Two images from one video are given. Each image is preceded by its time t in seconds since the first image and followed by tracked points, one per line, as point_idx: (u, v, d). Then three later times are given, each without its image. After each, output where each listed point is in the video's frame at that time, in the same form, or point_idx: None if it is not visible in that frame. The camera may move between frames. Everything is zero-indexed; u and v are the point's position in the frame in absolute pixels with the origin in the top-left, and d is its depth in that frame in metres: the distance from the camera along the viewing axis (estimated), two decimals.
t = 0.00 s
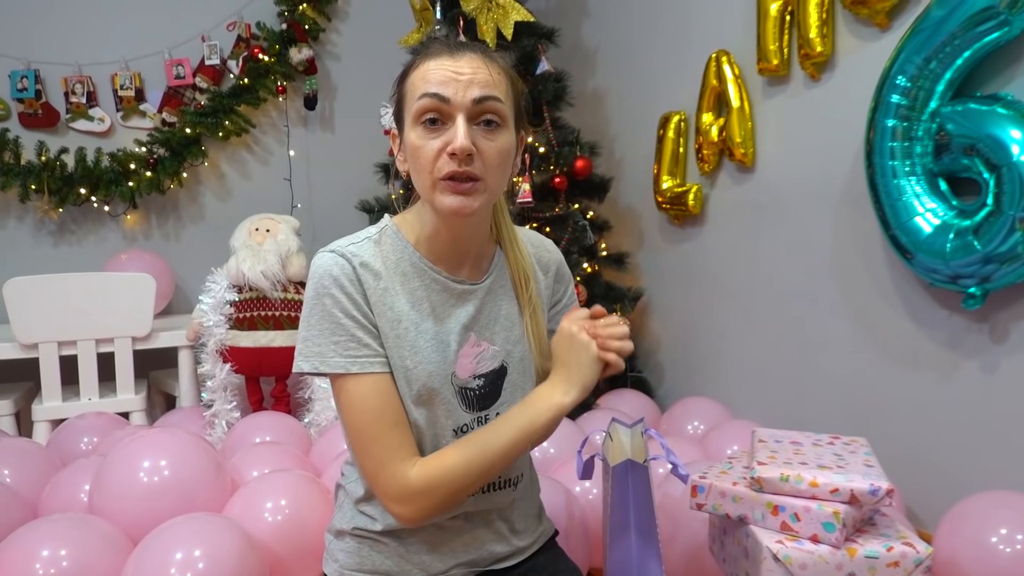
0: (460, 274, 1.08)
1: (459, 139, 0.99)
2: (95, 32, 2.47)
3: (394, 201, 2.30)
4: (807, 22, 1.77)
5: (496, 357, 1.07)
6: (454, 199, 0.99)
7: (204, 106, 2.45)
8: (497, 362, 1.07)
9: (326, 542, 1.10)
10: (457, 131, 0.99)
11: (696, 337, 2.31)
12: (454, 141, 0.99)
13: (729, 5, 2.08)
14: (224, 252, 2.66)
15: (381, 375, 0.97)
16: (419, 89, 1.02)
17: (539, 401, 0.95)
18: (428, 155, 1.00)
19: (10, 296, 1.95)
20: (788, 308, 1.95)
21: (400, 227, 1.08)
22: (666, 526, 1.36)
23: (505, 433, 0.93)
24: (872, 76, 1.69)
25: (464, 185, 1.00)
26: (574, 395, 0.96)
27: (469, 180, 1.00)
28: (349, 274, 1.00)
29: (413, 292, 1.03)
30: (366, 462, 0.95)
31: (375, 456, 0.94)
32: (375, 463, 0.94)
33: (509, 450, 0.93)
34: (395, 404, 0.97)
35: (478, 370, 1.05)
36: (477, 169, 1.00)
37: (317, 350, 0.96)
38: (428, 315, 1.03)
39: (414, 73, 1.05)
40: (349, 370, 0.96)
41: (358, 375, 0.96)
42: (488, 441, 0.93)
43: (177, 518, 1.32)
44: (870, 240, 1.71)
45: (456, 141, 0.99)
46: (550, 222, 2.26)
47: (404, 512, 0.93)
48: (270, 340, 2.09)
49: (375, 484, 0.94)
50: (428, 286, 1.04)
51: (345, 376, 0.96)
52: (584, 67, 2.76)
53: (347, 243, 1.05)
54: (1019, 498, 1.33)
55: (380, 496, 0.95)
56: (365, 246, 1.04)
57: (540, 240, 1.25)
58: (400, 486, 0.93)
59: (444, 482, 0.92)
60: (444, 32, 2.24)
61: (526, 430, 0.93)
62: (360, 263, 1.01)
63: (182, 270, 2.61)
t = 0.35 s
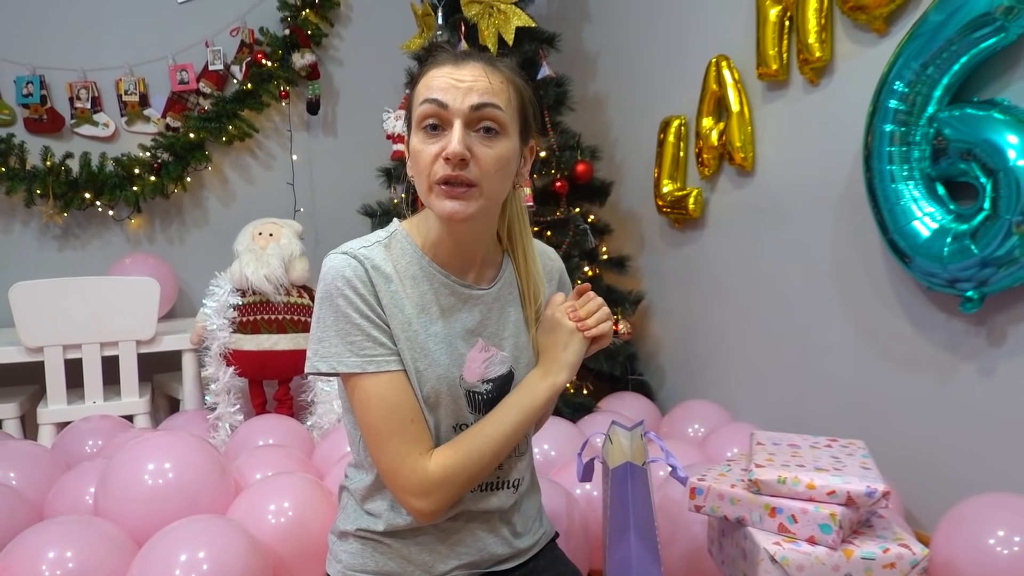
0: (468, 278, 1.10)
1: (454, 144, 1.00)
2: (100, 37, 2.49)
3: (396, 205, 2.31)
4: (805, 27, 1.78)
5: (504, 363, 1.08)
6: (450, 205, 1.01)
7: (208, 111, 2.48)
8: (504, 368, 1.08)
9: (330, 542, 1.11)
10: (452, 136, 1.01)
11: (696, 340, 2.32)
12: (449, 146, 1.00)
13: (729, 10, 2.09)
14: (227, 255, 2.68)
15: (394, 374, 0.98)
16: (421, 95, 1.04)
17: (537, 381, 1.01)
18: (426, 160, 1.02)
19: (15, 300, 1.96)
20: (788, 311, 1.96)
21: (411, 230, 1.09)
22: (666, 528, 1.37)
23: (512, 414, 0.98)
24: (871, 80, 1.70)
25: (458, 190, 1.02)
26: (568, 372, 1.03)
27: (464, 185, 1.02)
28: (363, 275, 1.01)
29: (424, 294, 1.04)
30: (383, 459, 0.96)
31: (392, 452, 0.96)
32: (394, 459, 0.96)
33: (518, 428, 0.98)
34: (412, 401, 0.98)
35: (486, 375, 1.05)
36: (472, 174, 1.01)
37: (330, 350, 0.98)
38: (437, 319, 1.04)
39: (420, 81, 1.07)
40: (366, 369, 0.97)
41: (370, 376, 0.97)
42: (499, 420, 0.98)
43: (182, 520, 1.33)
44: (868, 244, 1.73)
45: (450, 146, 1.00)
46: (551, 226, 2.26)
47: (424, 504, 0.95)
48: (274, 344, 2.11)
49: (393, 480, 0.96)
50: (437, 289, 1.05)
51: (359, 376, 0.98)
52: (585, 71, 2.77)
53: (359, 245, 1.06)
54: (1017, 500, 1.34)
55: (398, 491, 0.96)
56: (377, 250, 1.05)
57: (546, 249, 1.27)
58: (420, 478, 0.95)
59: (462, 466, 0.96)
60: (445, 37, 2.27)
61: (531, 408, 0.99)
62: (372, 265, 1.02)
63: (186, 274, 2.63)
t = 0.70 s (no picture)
0: (456, 266, 1.11)
1: (426, 137, 1.03)
2: (92, 36, 2.50)
3: (389, 203, 2.33)
4: (791, 27, 1.81)
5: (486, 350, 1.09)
6: (433, 194, 1.04)
7: (201, 110, 2.49)
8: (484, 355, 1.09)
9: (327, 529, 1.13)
10: (425, 130, 1.04)
11: (686, 336, 2.34)
12: (422, 140, 1.03)
13: (718, 10, 2.12)
14: (220, 253, 2.69)
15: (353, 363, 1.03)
16: (395, 97, 1.08)
17: (457, 385, 0.97)
18: (405, 156, 1.05)
19: (8, 298, 1.97)
20: (775, 307, 1.99)
21: (402, 223, 1.12)
22: (653, 519, 1.39)
23: (425, 417, 0.97)
24: (856, 79, 1.73)
25: (441, 180, 1.05)
26: (492, 374, 0.96)
27: (442, 174, 1.04)
28: (344, 259, 1.05)
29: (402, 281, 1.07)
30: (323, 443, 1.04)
31: (327, 437, 1.03)
32: (328, 442, 1.02)
33: (427, 434, 0.97)
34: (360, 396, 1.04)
35: (463, 362, 1.06)
36: (447, 163, 1.04)
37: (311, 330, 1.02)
38: (417, 305, 1.06)
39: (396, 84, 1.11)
40: (334, 352, 1.02)
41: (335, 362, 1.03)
42: (408, 424, 0.98)
43: (176, 513, 1.35)
44: (854, 241, 1.75)
45: (424, 140, 1.03)
46: (543, 223, 2.29)
47: (343, 490, 1.02)
48: (267, 340, 2.13)
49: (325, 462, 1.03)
50: (420, 275, 1.08)
51: (326, 359, 1.02)
52: (577, 70, 2.79)
53: (351, 233, 1.10)
54: (997, 491, 1.37)
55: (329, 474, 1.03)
56: (366, 236, 1.09)
57: (542, 246, 1.28)
58: (337, 465, 1.01)
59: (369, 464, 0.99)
60: (437, 37, 2.26)
61: (444, 415, 0.97)
62: (356, 251, 1.07)
63: (179, 271, 2.64)
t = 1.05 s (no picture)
0: (457, 262, 1.14)
1: (434, 151, 1.05)
2: (91, 36, 2.52)
3: (387, 202, 2.35)
4: (784, 29, 1.83)
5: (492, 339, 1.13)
6: (437, 205, 1.07)
7: (200, 109, 2.51)
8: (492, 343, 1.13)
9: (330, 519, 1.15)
10: (433, 142, 1.06)
11: (681, 334, 2.37)
12: (430, 153, 1.05)
13: (712, 12, 2.14)
14: (219, 252, 2.71)
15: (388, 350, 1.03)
16: (402, 106, 1.09)
17: (496, 344, 1.02)
18: (410, 166, 1.08)
19: (11, 296, 2.00)
20: (768, 306, 2.01)
21: (400, 224, 1.14)
22: (648, 514, 1.42)
23: (475, 379, 1.00)
24: (847, 81, 1.75)
25: (443, 190, 1.07)
26: (524, 328, 1.03)
27: (448, 186, 1.07)
28: (357, 260, 1.06)
29: (413, 276, 1.09)
30: (376, 431, 1.01)
31: (381, 425, 1.01)
32: (383, 430, 1.01)
33: (484, 391, 1.00)
34: (402, 376, 1.03)
35: (475, 350, 1.10)
36: (453, 176, 1.07)
37: (328, 329, 1.02)
38: (429, 297, 1.09)
39: (400, 92, 1.12)
40: (361, 347, 1.02)
41: (368, 353, 1.02)
42: (464, 388, 0.99)
43: (177, 509, 1.37)
44: (845, 240, 1.78)
45: (431, 153, 1.05)
46: (538, 223, 2.33)
47: (410, 471, 1.00)
48: (266, 338, 2.15)
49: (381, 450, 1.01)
50: (427, 271, 1.10)
51: (356, 353, 1.02)
52: (573, 70, 2.82)
53: (352, 236, 1.11)
54: (984, 486, 1.39)
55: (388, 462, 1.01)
56: (371, 239, 1.10)
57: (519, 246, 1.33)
58: (401, 447, 0.99)
59: (436, 434, 0.99)
60: (435, 38, 2.30)
61: (494, 370, 1.00)
62: (366, 252, 1.08)
63: (178, 270, 2.66)
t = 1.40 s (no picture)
0: (460, 262, 1.17)
1: (445, 166, 1.08)
2: (93, 36, 2.54)
3: (387, 202, 2.36)
4: (780, 32, 1.85)
5: (494, 337, 1.16)
6: (444, 217, 1.10)
7: (202, 110, 2.53)
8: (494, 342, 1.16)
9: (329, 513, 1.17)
10: (444, 157, 1.09)
11: (678, 333, 2.39)
12: (440, 168, 1.09)
13: (709, 14, 2.16)
14: (220, 251, 2.74)
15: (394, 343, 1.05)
16: (416, 117, 1.11)
17: (502, 347, 1.06)
18: (420, 178, 1.10)
19: (16, 294, 2.02)
20: (764, 305, 2.03)
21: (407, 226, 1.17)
22: (644, 510, 1.44)
23: (482, 376, 1.03)
24: (842, 84, 1.77)
25: (452, 201, 1.11)
26: (529, 331, 1.07)
27: (456, 199, 1.11)
28: (366, 256, 1.08)
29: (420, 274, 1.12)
30: (380, 421, 1.03)
31: (387, 416, 1.03)
32: (388, 420, 1.03)
33: (489, 387, 1.03)
34: (408, 369, 1.06)
35: (479, 346, 1.13)
36: (462, 190, 1.10)
37: (336, 320, 1.05)
38: (436, 296, 1.12)
39: (414, 101, 1.13)
40: (368, 339, 1.04)
41: (375, 345, 1.04)
42: (471, 385, 1.03)
43: (180, 504, 1.39)
44: (840, 241, 1.80)
45: (442, 168, 1.08)
46: (539, 221, 2.34)
47: (413, 462, 1.02)
48: (267, 337, 2.17)
49: (385, 440, 1.03)
50: (433, 270, 1.13)
51: (364, 344, 1.04)
52: (572, 71, 2.84)
53: (361, 234, 1.14)
54: (974, 483, 1.41)
55: (391, 452, 1.03)
56: (380, 237, 1.13)
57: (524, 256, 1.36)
58: (408, 436, 1.02)
59: (443, 425, 1.02)
60: (435, 38, 2.32)
61: (500, 369, 1.04)
62: (375, 249, 1.10)
63: (180, 269, 2.68)
